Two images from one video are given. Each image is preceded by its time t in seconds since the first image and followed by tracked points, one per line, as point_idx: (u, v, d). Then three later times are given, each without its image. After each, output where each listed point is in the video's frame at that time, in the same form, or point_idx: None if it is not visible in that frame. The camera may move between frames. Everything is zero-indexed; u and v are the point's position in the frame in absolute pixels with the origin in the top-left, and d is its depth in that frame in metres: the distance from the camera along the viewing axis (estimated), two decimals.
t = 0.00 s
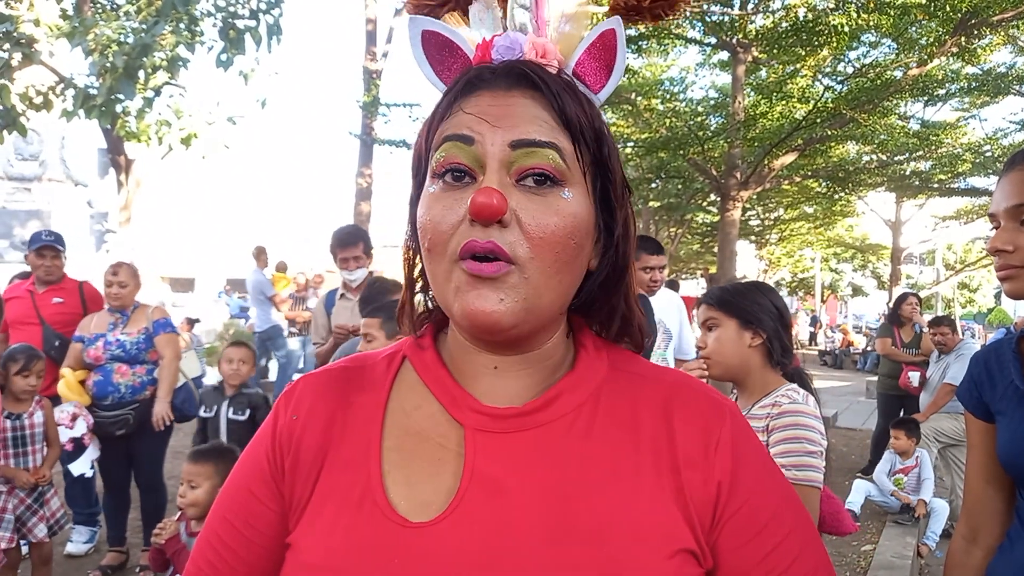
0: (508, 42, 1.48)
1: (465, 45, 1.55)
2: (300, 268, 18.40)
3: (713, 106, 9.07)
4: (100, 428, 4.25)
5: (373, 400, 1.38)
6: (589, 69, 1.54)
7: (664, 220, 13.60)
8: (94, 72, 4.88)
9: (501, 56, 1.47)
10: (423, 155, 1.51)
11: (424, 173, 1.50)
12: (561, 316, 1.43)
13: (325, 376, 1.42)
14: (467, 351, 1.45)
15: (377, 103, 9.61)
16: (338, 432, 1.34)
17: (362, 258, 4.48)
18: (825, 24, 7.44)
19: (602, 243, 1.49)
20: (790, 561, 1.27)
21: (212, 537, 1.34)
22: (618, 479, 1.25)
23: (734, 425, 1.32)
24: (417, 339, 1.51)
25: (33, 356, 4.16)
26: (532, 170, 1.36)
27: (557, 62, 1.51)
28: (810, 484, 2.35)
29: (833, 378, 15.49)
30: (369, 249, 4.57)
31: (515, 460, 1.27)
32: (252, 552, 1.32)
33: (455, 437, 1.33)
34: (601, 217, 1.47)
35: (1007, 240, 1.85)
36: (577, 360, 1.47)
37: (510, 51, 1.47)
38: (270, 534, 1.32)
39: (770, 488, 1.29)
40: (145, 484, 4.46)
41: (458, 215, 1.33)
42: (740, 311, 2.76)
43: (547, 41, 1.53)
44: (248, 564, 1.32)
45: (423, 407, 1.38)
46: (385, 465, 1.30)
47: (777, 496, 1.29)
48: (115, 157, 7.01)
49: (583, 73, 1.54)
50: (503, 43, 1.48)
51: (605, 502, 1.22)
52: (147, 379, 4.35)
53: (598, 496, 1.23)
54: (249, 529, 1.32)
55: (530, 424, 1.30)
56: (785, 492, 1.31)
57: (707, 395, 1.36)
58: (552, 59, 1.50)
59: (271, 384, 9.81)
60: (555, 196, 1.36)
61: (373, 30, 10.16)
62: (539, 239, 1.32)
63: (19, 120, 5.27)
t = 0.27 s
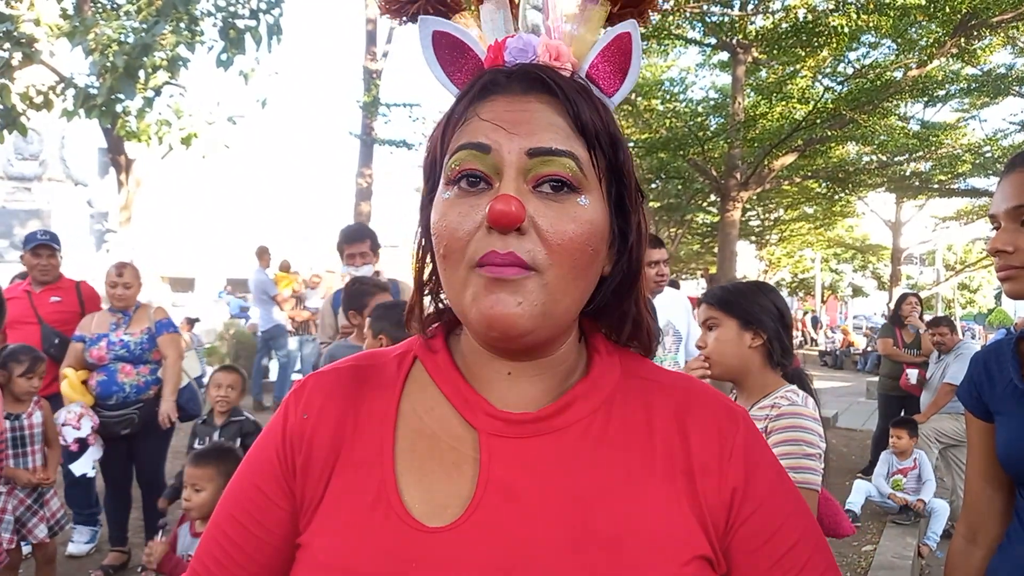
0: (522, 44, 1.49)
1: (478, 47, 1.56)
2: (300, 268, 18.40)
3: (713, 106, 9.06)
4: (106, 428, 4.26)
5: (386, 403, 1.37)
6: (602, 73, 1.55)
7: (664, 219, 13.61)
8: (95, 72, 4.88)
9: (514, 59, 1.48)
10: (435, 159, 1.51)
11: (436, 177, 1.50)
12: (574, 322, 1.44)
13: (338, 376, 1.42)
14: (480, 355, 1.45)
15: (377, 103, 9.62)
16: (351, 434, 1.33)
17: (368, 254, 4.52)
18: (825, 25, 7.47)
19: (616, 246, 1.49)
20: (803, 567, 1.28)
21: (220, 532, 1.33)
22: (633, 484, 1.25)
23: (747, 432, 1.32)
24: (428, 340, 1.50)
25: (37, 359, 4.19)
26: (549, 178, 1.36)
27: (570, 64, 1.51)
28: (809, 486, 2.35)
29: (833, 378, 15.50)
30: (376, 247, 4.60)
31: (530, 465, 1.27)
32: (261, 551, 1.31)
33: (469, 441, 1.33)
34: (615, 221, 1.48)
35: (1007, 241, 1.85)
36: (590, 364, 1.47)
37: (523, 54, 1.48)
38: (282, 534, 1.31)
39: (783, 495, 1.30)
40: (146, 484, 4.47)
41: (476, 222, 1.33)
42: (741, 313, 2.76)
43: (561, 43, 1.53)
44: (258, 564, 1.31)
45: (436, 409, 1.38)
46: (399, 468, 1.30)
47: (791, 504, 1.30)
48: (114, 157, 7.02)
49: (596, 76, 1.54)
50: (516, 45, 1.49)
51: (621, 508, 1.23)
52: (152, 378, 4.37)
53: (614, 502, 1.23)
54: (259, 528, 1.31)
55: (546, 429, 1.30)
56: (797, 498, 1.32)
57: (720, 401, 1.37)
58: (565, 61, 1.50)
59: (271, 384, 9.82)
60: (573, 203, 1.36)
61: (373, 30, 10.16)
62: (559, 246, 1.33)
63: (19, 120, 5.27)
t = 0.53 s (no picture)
0: (514, 49, 1.50)
1: (471, 54, 1.57)
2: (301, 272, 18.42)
3: (714, 110, 9.07)
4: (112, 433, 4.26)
5: (389, 410, 1.38)
6: (595, 74, 1.55)
7: (665, 223, 13.63)
8: (98, 77, 4.91)
9: (507, 64, 1.49)
10: (434, 166, 1.52)
11: (435, 185, 1.52)
12: (575, 322, 1.45)
13: (340, 384, 1.43)
14: (482, 359, 1.46)
15: (379, 107, 9.64)
16: (355, 443, 1.34)
17: (378, 257, 4.51)
18: (826, 29, 7.50)
19: (615, 245, 1.50)
20: (807, 568, 1.29)
21: (227, 543, 1.34)
22: (637, 490, 1.26)
23: (750, 435, 1.33)
24: (431, 347, 1.52)
25: (43, 366, 4.18)
26: (545, 182, 1.37)
27: (563, 67, 1.52)
28: (816, 495, 2.34)
29: (835, 382, 15.48)
30: (386, 250, 4.60)
31: (534, 471, 1.28)
32: (268, 560, 1.32)
33: (472, 448, 1.34)
34: (613, 221, 1.48)
35: (1006, 244, 1.86)
36: (591, 367, 1.48)
37: (516, 58, 1.49)
38: (288, 542, 1.32)
39: (787, 497, 1.31)
40: (149, 489, 4.48)
41: (475, 226, 1.35)
42: (745, 317, 2.77)
43: (553, 46, 1.53)
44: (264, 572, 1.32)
45: (440, 416, 1.39)
46: (404, 474, 1.31)
47: (795, 505, 1.31)
48: (117, 162, 7.04)
49: (589, 78, 1.55)
50: (509, 50, 1.50)
51: (625, 514, 1.23)
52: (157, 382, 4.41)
53: (618, 507, 1.24)
54: (265, 537, 1.31)
55: (548, 436, 1.31)
56: (801, 499, 1.33)
57: (722, 404, 1.38)
58: (559, 64, 1.51)
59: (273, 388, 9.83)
60: (570, 205, 1.37)
61: (374, 35, 10.20)
62: (558, 248, 1.34)
63: (22, 126, 5.29)
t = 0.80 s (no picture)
0: (511, 51, 1.50)
1: (469, 57, 1.58)
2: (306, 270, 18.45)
3: (720, 110, 9.06)
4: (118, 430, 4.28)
5: (395, 406, 1.40)
6: (591, 73, 1.56)
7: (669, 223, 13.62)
8: (105, 75, 4.93)
9: (505, 66, 1.49)
10: (435, 168, 1.54)
11: (437, 187, 1.53)
12: (576, 319, 1.45)
13: (347, 382, 1.44)
14: (486, 357, 1.47)
15: (384, 106, 9.66)
16: (361, 438, 1.35)
17: (391, 255, 4.49)
18: (832, 29, 7.50)
19: (615, 243, 1.50)
20: (815, 562, 1.29)
21: (238, 537, 1.35)
22: (641, 484, 1.27)
23: (754, 429, 1.34)
24: (436, 344, 1.53)
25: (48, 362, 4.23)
26: (543, 182, 1.38)
27: (560, 68, 1.52)
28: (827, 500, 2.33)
29: (839, 383, 15.45)
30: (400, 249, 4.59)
31: (540, 466, 1.29)
32: (277, 555, 1.32)
33: (478, 441, 1.35)
34: (613, 218, 1.48)
35: (1007, 246, 1.86)
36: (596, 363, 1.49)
37: (513, 60, 1.49)
38: (297, 536, 1.33)
39: (793, 490, 1.31)
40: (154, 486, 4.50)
41: (474, 227, 1.36)
42: (755, 317, 2.77)
43: (550, 47, 1.54)
44: (273, 567, 1.32)
45: (445, 411, 1.40)
46: (410, 469, 1.32)
47: (801, 500, 1.31)
48: (123, 159, 7.06)
49: (586, 77, 1.55)
50: (506, 53, 1.50)
51: (630, 507, 1.24)
52: (163, 380, 4.44)
53: (622, 502, 1.25)
54: (274, 532, 1.32)
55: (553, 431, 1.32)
56: (808, 493, 1.33)
57: (726, 399, 1.38)
58: (556, 65, 1.51)
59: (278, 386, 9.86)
60: (568, 204, 1.38)
61: (380, 34, 10.21)
62: (555, 248, 1.34)
63: (30, 123, 5.31)
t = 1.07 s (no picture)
0: (528, 55, 1.51)
1: (485, 61, 1.59)
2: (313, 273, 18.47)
3: (728, 114, 9.04)
4: (127, 431, 4.32)
5: (409, 404, 1.40)
6: (607, 80, 1.57)
7: (677, 227, 13.60)
8: (116, 78, 4.96)
9: (522, 70, 1.50)
10: (452, 170, 1.54)
11: (455, 187, 1.54)
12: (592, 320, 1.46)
13: (360, 380, 1.45)
14: (500, 357, 1.47)
15: (392, 110, 9.68)
16: (375, 436, 1.36)
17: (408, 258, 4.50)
18: (841, 33, 7.49)
19: (630, 245, 1.51)
20: (829, 559, 1.28)
21: (250, 531, 1.36)
22: (655, 480, 1.27)
23: (767, 428, 1.34)
24: (448, 344, 1.53)
25: (54, 364, 4.24)
26: (561, 183, 1.39)
27: (576, 72, 1.52)
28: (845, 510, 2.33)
29: (848, 388, 15.38)
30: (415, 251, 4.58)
31: (553, 464, 1.29)
32: (290, 553, 1.33)
33: (492, 438, 1.35)
34: (629, 221, 1.50)
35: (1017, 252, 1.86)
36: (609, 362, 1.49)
37: (530, 64, 1.50)
38: (311, 532, 1.33)
39: (807, 487, 1.31)
40: (162, 487, 4.52)
41: (495, 226, 1.36)
42: (770, 321, 2.77)
43: (566, 52, 1.55)
44: (287, 565, 1.33)
45: (458, 408, 1.40)
46: (424, 466, 1.32)
47: (815, 497, 1.31)
48: (133, 162, 7.10)
49: (601, 82, 1.56)
50: (523, 57, 1.51)
51: (645, 504, 1.24)
52: (171, 381, 4.43)
53: (637, 499, 1.25)
54: (287, 530, 1.33)
55: (565, 428, 1.33)
56: (821, 490, 1.33)
57: (739, 397, 1.38)
58: (572, 70, 1.51)
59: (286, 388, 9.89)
60: (587, 204, 1.39)
61: (389, 38, 10.25)
62: (575, 247, 1.35)
63: (41, 126, 5.34)
